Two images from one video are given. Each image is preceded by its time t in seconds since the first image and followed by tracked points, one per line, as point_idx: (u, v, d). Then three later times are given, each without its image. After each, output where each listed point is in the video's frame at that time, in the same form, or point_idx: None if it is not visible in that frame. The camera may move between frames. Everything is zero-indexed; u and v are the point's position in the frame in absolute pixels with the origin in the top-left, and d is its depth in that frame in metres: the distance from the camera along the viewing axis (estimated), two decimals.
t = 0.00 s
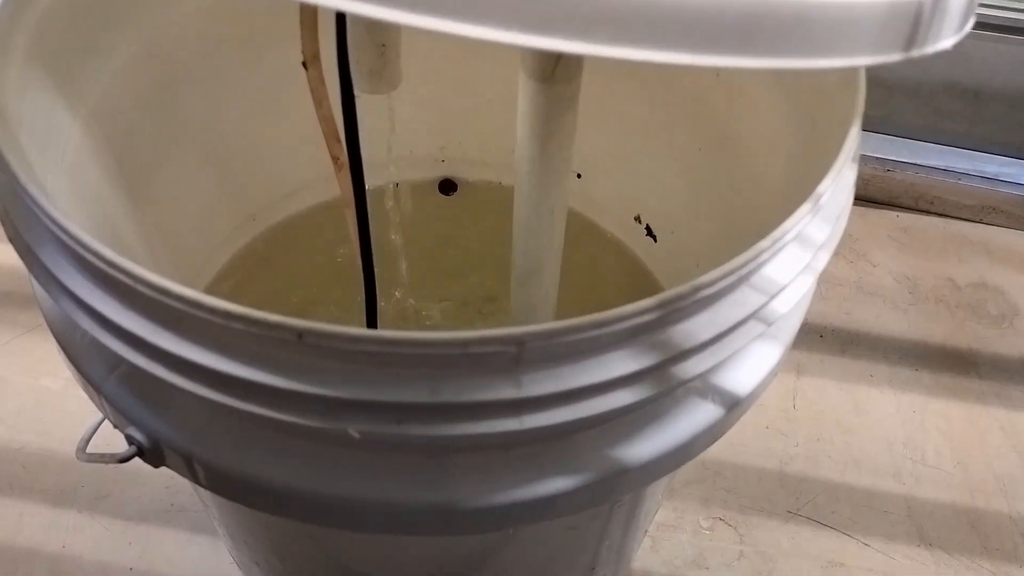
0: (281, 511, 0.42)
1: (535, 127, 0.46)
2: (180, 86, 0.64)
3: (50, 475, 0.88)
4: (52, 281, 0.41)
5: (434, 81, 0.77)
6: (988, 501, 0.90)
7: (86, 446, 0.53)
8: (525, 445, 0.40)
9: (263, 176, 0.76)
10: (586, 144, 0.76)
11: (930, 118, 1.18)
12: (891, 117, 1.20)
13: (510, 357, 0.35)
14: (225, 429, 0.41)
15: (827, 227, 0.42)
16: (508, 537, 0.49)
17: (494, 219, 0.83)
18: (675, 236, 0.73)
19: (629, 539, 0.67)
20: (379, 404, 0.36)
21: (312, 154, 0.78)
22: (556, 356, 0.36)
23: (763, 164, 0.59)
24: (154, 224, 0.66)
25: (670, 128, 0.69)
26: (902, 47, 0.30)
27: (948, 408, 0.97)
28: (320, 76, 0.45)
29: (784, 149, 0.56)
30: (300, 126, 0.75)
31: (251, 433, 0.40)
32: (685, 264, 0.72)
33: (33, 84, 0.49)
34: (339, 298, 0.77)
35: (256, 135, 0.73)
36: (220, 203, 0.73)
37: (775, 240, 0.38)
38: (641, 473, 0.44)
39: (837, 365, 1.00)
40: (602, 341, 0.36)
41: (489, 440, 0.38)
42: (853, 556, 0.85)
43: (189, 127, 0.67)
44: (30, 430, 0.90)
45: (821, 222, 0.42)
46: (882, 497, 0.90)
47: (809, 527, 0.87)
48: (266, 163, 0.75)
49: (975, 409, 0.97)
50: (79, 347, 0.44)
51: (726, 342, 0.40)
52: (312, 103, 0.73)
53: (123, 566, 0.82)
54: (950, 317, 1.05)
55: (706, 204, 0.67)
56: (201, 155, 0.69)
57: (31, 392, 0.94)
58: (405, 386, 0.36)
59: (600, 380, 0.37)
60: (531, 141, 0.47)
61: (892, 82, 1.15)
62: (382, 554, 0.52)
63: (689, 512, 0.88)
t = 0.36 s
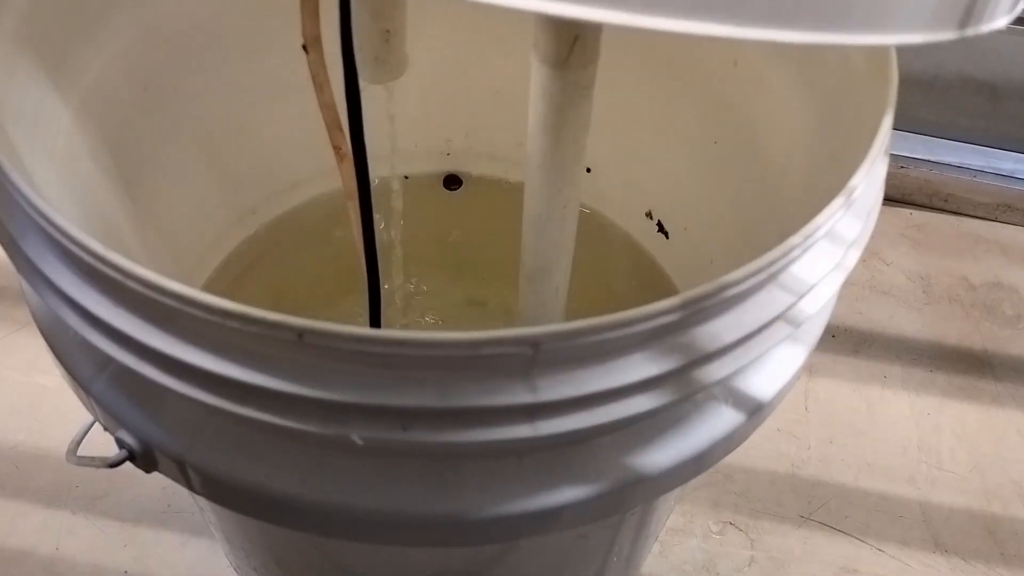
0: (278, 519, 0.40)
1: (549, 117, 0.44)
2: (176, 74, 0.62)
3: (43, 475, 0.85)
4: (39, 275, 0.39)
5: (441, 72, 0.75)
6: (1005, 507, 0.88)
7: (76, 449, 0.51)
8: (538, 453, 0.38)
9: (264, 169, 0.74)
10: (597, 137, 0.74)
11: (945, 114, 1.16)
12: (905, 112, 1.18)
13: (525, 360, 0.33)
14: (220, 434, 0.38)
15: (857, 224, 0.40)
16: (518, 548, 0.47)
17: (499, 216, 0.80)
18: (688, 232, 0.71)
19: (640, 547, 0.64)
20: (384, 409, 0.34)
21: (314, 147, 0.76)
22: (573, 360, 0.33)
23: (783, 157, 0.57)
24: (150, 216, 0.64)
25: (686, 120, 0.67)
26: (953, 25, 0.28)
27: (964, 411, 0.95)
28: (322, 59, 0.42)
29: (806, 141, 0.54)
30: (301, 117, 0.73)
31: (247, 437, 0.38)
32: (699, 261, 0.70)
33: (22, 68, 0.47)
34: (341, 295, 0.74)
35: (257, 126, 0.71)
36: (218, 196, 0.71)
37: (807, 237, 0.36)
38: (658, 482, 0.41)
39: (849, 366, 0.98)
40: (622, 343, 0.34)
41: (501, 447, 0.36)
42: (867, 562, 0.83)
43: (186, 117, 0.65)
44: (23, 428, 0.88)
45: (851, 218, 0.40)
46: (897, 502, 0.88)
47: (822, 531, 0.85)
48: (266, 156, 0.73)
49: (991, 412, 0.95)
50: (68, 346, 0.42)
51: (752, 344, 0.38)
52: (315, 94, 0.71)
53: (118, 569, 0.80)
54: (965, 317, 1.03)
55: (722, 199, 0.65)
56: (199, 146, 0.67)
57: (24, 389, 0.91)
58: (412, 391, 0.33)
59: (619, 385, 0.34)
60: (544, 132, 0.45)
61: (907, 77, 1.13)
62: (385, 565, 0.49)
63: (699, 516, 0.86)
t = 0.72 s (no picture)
0: (276, 528, 0.38)
1: (562, 102, 0.42)
2: (170, 61, 0.60)
3: (38, 475, 0.83)
4: (24, 271, 0.37)
5: (445, 61, 0.73)
6: None
7: (67, 452, 0.49)
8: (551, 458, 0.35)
9: (263, 161, 0.72)
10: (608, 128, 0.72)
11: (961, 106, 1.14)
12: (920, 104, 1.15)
13: (539, 361, 0.31)
14: (215, 439, 0.36)
15: (888, 216, 0.38)
16: (529, 557, 0.44)
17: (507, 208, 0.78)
18: (701, 226, 0.69)
19: (652, 553, 0.62)
20: (388, 413, 0.32)
21: (315, 137, 0.73)
22: (591, 361, 0.31)
23: (803, 148, 0.54)
24: (142, 206, 0.62)
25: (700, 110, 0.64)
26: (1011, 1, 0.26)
27: (982, 410, 0.92)
28: (321, 39, 0.40)
29: (827, 130, 0.51)
30: (302, 107, 0.71)
31: (244, 441, 0.36)
32: (713, 257, 0.68)
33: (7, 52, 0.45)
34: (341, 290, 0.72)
35: (256, 117, 0.69)
36: (216, 188, 0.69)
37: (839, 229, 0.34)
38: (677, 489, 0.39)
39: (864, 364, 0.96)
40: (644, 343, 0.31)
41: (512, 454, 0.33)
42: (882, 565, 0.81)
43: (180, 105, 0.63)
44: (18, 426, 0.86)
45: (883, 209, 0.38)
46: (913, 503, 0.85)
47: (836, 535, 0.83)
48: (265, 147, 0.71)
49: (1010, 411, 0.93)
50: (55, 345, 0.40)
51: (779, 343, 0.35)
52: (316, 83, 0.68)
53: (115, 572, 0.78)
54: (982, 314, 1.00)
55: (738, 193, 0.63)
56: (194, 135, 0.65)
57: (19, 387, 0.89)
58: (418, 394, 0.31)
59: (640, 387, 0.32)
60: (556, 119, 0.43)
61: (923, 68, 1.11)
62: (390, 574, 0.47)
63: (710, 518, 0.84)
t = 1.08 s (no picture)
0: (276, 532, 0.37)
1: (571, 91, 0.40)
2: (167, 52, 0.59)
3: (36, 474, 0.82)
4: (13, 266, 0.36)
5: (449, 51, 0.72)
6: None
7: (61, 453, 0.48)
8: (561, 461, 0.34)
9: (263, 154, 0.70)
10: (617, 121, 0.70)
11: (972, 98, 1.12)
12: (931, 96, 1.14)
13: (550, 361, 0.29)
14: (211, 440, 0.35)
15: (911, 208, 0.36)
16: (539, 563, 0.43)
17: (513, 203, 0.77)
18: (711, 220, 0.67)
19: (662, 555, 0.60)
20: (392, 415, 0.30)
21: (316, 130, 0.72)
22: (605, 361, 0.30)
23: (819, 139, 0.53)
24: (139, 200, 0.60)
25: (710, 101, 0.63)
26: None
27: (994, 407, 0.91)
28: (321, 24, 0.39)
29: (844, 121, 0.50)
30: (302, 98, 0.69)
31: (242, 444, 0.35)
32: (723, 251, 0.66)
33: None
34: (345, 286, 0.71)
35: (256, 109, 0.67)
36: (216, 182, 0.68)
37: (863, 222, 0.32)
38: (692, 492, 0.38)
39: (874, 360, 0.94)
40: (660, 342, 0.30)
41: (521, 457, 0.32)
42: (894, 565, 0.80)
43: (176, 96, 0.61)
44: (15, 424, 0.85)
45: (906, 202, 0.36)
46: (925, 502, 0.84)
47: (847, 534, 0.81)
48: (265, 139, 0.70)
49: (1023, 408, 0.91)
50: (46, 343, 0.38)
51: (800, 341, 0.34)
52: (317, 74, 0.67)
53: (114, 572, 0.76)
54: (994, 310, 0.99)
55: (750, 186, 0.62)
56: (192, 127, 0.64)
57: (16, 384, 0.88)
58: (423, 396, 0.30)
59: (656, 388, 0.31)
60: (565, 108, 0.41)
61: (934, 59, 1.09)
62: None
63: (719, 517, 0.82)
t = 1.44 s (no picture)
0: (279, 534, 0.35)
1: (590, 65, 0.38)
2: (166, 33, 0.57)
3: (35, 468, 0.80)
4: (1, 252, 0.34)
5: (457, 33, 0.69)
6: None
7: (56, 448, 0.46)
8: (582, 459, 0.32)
9: (266, 140, 0.68)
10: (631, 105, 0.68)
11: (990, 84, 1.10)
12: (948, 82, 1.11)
13: (573, 352, 0.27)
14: (210, 437, 0.33)
15: (953, 189, 0.34)
16: (554, 564, 0.41)
17: (523, 190, 0.75)
18: (729, 207, 0.65)
19: (678, 553, 0.59)
20: (402, 410, 0.28)
21: (320, 114, 0.70)
22: (630, 352, 0.28)
23: (845, 121, 0.51)
24: (137, 185, 0.58)
25: (729, 83, 0.61)
26: None
27: (1015, 400, 0.89)
28: None
29: (873, 101, 0.48)
30: (307, 81, 0.67)
31: (243, 441, 0.33)
32: (740, 239, 0.64)
33: None
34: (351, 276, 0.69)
35: (259, 94, 0.65)
36: (217, 168, 0.66)
37: (905, 203, 0.30)
38: (717, 490, 0.36)
39: (891, 351, 0.92)
40: (690, 332, 0.28)
41: (539, 454, 0.30)
42: (913, 562, 0.78)
43: (176, 77, 0.59)
44: (14, 417, 0.83)
45: (947, 182, 0.34)
46: (944, 496, 0.82)
47: (864, 529, 0.79)
48: (268, 124, 0.67)
49: None
50: (36, 333, 0.36)
51: (835, 330, 0.32)
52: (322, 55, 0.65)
53: (114, 568, 0.75)
54: (1014, 300, 0.96)
55: (770, 171, 0.59)
56: (192, 110, 0.61)
57: (15, 376, 0.86)
58: (436, 390, 0.28)
59: (684, 381, 0.29)
60: (583, 84, 0.39)
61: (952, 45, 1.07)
62: None
63: (733, 512, 0.80)
